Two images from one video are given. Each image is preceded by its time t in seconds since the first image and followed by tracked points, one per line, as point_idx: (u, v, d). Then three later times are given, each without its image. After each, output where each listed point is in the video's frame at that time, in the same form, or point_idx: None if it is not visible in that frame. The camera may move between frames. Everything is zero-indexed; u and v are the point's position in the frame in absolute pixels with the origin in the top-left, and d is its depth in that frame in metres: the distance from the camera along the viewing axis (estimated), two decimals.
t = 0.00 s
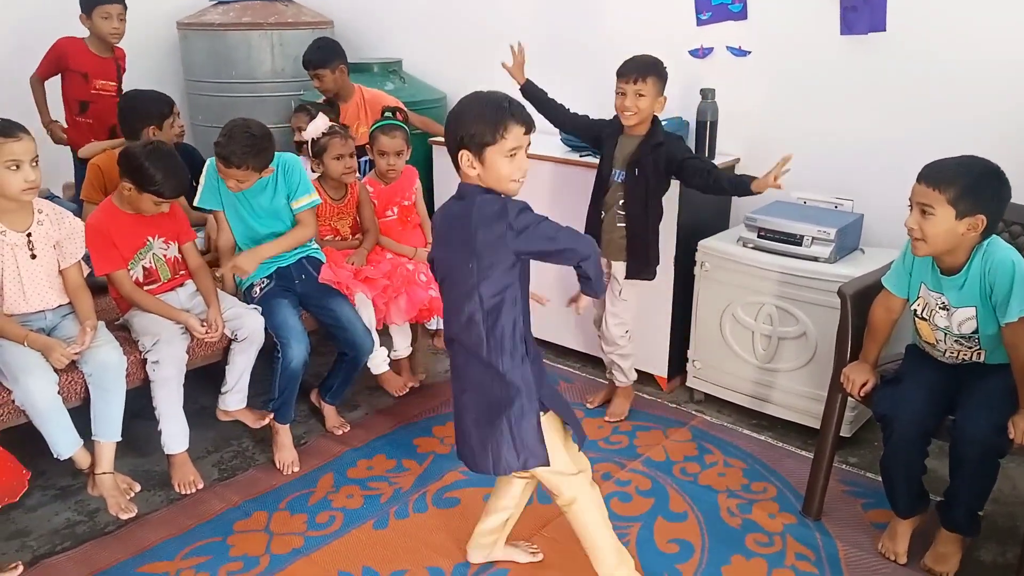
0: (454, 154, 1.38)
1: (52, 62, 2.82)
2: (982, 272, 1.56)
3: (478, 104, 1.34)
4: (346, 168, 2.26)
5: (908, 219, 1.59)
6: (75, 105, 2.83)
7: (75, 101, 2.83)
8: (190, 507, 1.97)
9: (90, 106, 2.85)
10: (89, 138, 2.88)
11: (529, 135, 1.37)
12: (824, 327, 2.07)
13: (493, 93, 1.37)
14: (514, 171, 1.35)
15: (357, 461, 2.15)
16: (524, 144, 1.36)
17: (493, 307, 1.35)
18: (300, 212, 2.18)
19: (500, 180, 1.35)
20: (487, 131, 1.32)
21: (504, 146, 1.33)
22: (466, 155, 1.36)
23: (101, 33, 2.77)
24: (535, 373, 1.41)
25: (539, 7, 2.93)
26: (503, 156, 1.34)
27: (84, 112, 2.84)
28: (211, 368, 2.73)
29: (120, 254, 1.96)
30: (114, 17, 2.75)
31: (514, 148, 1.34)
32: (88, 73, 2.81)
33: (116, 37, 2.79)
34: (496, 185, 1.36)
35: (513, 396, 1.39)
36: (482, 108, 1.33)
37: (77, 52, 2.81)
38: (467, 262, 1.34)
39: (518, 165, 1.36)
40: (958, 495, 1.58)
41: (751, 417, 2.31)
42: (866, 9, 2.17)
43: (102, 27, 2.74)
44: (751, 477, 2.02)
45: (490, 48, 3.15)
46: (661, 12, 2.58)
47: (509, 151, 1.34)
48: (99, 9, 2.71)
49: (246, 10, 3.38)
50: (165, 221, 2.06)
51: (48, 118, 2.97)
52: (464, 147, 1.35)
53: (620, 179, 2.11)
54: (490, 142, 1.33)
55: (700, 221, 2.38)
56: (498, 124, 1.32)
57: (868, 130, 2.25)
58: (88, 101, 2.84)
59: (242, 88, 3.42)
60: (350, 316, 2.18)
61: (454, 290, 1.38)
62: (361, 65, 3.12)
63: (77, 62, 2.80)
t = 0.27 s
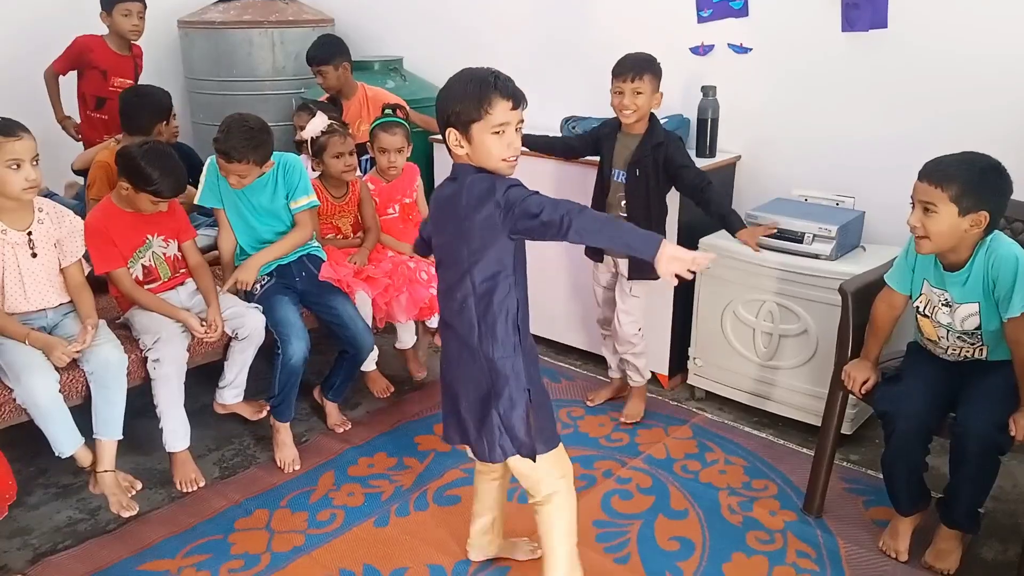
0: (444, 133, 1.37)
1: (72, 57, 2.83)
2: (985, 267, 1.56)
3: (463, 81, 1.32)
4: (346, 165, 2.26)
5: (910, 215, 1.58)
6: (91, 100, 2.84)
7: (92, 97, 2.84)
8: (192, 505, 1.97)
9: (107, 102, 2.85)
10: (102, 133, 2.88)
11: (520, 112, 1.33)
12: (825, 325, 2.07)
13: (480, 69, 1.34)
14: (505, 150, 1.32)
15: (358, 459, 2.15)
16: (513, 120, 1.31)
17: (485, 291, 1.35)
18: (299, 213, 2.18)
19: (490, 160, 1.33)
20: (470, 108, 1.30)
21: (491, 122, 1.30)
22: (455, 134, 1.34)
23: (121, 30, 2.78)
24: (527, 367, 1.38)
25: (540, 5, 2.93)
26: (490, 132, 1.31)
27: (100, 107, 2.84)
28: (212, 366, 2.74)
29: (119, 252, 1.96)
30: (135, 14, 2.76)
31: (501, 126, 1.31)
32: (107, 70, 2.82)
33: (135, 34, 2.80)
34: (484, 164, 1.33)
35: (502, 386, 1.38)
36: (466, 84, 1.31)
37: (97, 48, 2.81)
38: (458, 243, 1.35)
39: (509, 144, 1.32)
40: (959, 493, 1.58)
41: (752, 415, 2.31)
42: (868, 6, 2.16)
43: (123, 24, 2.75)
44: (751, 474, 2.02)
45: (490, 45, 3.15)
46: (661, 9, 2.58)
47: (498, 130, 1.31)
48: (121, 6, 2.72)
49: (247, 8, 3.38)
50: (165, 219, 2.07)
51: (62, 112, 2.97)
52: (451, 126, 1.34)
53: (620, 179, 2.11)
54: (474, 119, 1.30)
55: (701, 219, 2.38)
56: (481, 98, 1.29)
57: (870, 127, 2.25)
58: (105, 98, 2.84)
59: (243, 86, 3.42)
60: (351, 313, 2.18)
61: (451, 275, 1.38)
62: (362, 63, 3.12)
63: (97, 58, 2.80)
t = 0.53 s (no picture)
0: (441, 148, 1.35)
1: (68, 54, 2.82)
2: (986, 264, 1.55)
3: (462, 96, 1.30)
4: (345, 164, 2.25)
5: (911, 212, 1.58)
6: (94, 96, 2.83)
7: (93, 93, 2.83)
8: (191, 503, 1.97)
9: (108, 98, 2.84)
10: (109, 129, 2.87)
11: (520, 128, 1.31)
12: (825, 323, 2.07)
13: (479, 83, 1.32)
14: (505, 169, 1.30)
15: (358, 457, 2.15)
16: (513, 139, 1.29)
17: (473, 315, 1.33)
18: (299, 211, 2.17)
19: (489, 179, 1.31)
20: (468, 124, 1.28)
21: (490, 140, 1.28)
22: (452, 151, 1.32)
23: (118, 29, 2.78)
24: (513, 394, 1.36)
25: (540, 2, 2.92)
26: (490, 151, 1.29)
27: (102, 103, 2.84)
28: (212, 364, 2.73)
29: (116, 249, 1.96)
30: (134, 14, 2.76)
31: (501, 144, 1.29)
32: (106, 67, 2.82)
33: (133, 34, 2.80)
34: (483, 182, 1.32)
35: (483, 412, 1.36)
36: (465, 99, 1.29)
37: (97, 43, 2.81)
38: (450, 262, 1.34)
39: (510, 162, 1.30)
40: (959, 491, 1.58)
41: (752, 412, 2.31)
42: (868, 3, 2.16)
43: (121, 23, 2.75)
44: (751, 472, 2.01)
45: (490, 43, 3.14)
46: (662, 6, 2.57)
47: (497, 148, 1.28)
48: (120, 6, 2.72)
49: (246, 5, 3.37)
50: (162, 218, 2.06)
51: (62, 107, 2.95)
52: (448, 143, 1.32)
53: (633, 182, 2.08)
54: (472, 136, 1.28)
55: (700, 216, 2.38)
56: (480, 116, 1.27)
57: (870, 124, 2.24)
58: (106, 94, 2.84)
59: (242, 84, 3.41)
60: (350, 311, 2.18)
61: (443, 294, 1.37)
62: (361, 60, 3.12)
63: (95, 56, 2.80)
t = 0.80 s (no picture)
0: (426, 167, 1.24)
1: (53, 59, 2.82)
2: (989, 264, 1.55)
3: (446, 112, 1.17)
4: (344, 163, 2.25)
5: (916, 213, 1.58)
6: (82, 100, 2.84)
7: (81, 96, 2.84)
8: (192, 502, 1.97)
9: (96, 101, 2.85)
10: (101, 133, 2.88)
11: (509, 144, 1.20)
12: (827, 323, 2.06)
13: (462, 95, 1.19)
14: (497, 192, 1.20)
15: (359, 457, 2.15)
16: (502, 158, 1.19)
17: (460, 338, 1.22)
18: (299, 212, 2.17)
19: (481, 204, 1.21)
20: (453, 148, 1.16)
21: (478, 164, 1.17)
22: (438, 174, 1.21)
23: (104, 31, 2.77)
24: (515, 421, 1.24)
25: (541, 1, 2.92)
26: (478, 175, 1.18)
27: (90, 107, 2.85)
28: (213, 363, 2.73)
29: (119, 249, 1.96)
30: (118, 17, 2.76)
31: (490, 166, 1.18)
32: (92, 69, 2.82)
33: (117, 36, 2.80)
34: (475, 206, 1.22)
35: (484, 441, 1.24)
36: (447, 118, 1.17)
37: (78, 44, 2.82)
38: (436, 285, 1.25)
39: (501, 183, 1.20)
40: (960, 491, 1.58)
41: (754, 412, 2.31)
42: (870, 2, 2.15)
43: (105, 25, 2.75)
44: (752, 472, 2.01)
45: (491, 42, 3.14)
46: (663, 6, 2.57)
47: (485, 171, 1.18)
48: (104, 8, 2.72)
49: (247, 5, 3.37)
50: (165, 218, 2.06)
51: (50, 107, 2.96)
52: (432, 166, 1.21)
53: (661, 192, 2.04)
54: (460, 159, 1.17)
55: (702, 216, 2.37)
56: (464, 138, 1.16)
57: (871, 124, 2.24)
58: (94, 96, 2.84)
59: (243, 83, 3.41)
60: (352, 310, 2.18)
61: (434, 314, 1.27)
62: (362, 59, 3.11)
63: (82, 58, 2.80)
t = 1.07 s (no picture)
0: (417, 207, 1.17)
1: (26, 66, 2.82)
2: (994, 263, 1.55)
3: (431, 146, 1.12)
4: (346, 162, 2.24)
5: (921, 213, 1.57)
6: (60, 102, 2.85)
7: (60, 99, 2.85)
8: (194, 500, 1.97)
9: (75, 102, 2.86)
10: (76, 134, 2.90)
11: (499, 171, 1.14)
12: (830, 322, 2.06)
13: (445, 128, 1.14)
14: (494, 223, 1.13)
15: (361, 455, 2.15)
16: (494, 188, 1.13)
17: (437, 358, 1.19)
18: (304, 209, 2.16)
19: (479, 238, 1.14)
20: (442, 182, 1.10)
21: (470, 196, 1.11)
22: (430, 213, 1.15)
23: (70, 28, 2.77)
24: (489, 452, 1.17)
25: None
26: (471, 208, 1.12)
27: (70, 108, 2.86)
28: (215, 361, 2.74)
29: (125, 247, 1.96)
30: (78, 12, 2.74)
31: (484, 197, 1.12)
32: (68, 71, 2.82)
33: (83, 32, 2.79)
34: (473, 241, 1.15)
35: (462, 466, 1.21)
36: (433, 154, 1.11)
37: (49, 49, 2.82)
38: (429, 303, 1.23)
39: (497, 212, 1.13)
40: (963, 491, 1.57)
41: (756, 411, 2.30)
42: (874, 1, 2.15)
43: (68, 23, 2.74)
44: (754, 471, 2.01)
45: (494, 40, 3.14)
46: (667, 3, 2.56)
47: (477, 203, 1.11)
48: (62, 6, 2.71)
49: (249, 3, 3.36)
50: (171, 216, 2.06)
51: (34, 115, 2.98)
52: (423, 205, 1.15)
53: (671, 191, 2.02)
54: (449, 195, 1.11)
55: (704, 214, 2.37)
56: (453, 172, 1.10)
57: (874, 122, 2.24)
58: (74, 98, 2.86)
59: (246, 81, 3.41)
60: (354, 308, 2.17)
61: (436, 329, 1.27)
62: (365, 57, 3.11)
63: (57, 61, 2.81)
